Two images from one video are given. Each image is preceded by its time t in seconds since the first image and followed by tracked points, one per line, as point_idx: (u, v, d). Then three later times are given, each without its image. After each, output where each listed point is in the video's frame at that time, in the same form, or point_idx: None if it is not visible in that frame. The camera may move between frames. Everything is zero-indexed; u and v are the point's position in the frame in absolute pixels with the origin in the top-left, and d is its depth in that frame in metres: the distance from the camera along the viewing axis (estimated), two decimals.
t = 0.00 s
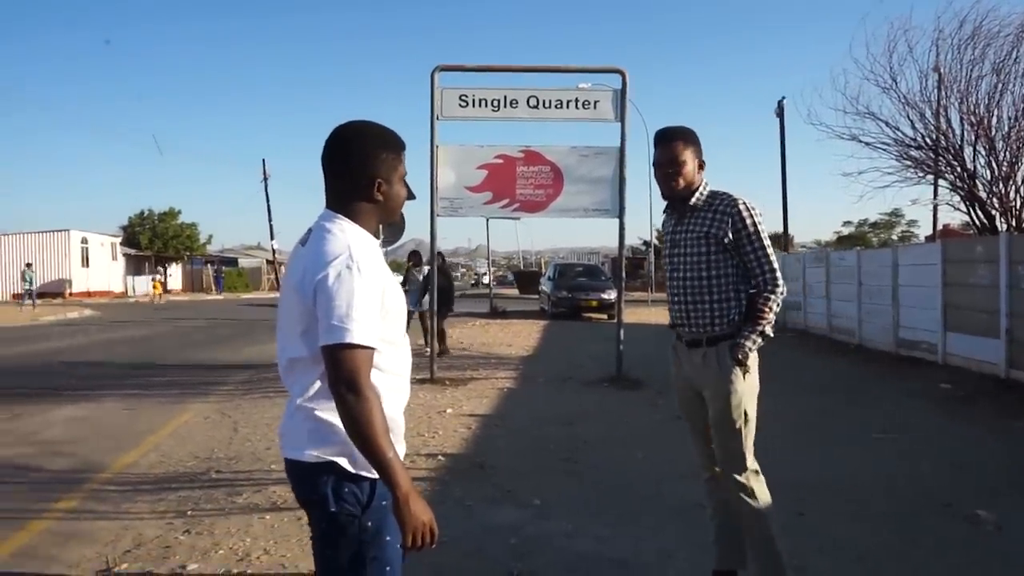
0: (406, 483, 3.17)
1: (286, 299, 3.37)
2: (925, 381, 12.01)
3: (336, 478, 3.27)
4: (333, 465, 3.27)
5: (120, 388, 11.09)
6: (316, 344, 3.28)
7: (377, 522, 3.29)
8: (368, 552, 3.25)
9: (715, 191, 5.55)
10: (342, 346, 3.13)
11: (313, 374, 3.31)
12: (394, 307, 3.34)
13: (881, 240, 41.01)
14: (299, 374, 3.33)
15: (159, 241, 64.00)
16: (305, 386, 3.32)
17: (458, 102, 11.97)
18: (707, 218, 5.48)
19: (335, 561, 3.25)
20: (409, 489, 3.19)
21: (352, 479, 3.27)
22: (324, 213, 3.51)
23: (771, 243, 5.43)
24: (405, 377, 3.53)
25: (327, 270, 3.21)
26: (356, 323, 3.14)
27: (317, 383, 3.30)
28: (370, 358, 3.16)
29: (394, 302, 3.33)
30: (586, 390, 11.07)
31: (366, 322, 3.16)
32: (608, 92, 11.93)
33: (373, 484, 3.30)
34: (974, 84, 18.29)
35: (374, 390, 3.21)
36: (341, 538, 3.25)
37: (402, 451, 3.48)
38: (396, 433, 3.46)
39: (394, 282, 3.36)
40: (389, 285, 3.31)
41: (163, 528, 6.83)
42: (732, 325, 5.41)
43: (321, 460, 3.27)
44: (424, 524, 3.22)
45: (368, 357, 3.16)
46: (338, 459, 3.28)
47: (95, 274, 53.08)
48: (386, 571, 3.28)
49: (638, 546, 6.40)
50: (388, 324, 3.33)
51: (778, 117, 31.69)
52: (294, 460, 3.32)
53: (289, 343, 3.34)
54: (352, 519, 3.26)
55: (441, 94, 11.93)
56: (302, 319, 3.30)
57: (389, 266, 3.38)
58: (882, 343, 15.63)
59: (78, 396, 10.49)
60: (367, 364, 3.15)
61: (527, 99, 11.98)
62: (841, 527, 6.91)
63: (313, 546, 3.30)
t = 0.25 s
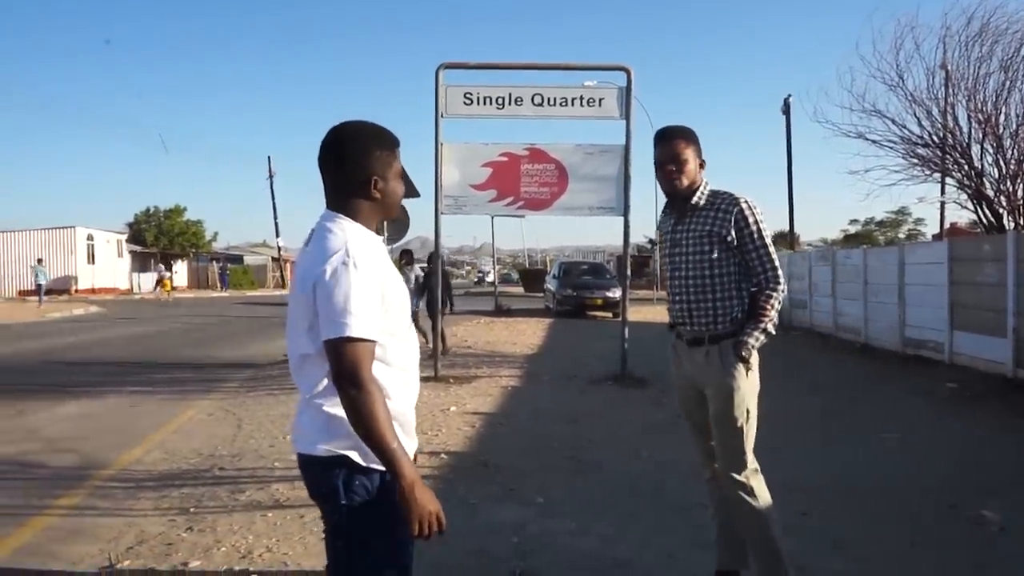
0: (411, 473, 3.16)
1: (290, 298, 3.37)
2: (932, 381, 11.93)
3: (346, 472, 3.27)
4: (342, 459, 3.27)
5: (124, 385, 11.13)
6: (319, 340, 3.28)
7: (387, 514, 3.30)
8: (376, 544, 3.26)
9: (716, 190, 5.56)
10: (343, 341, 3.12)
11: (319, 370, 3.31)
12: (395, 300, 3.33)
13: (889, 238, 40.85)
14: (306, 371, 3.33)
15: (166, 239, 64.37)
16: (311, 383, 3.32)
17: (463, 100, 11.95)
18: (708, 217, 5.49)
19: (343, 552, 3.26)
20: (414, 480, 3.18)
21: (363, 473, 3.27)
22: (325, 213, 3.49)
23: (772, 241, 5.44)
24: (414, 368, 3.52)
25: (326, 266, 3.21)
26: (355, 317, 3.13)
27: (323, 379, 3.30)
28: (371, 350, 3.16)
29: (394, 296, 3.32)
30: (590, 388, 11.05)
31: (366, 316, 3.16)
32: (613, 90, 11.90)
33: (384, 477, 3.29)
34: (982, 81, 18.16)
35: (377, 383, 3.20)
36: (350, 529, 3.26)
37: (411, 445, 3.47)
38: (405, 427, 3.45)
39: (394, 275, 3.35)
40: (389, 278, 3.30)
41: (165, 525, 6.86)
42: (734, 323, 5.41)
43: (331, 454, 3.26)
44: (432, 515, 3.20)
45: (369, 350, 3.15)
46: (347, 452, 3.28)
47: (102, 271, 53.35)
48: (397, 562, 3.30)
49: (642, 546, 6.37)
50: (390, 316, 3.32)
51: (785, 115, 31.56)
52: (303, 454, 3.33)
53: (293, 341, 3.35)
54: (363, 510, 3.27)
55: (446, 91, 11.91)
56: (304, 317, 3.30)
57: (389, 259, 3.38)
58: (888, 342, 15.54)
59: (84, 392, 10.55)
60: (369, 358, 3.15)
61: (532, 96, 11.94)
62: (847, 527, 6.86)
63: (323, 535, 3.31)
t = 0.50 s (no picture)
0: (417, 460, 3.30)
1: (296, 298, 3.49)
2: (939, 381, 11.85)
3: (348, 465, 3.41)
4: (344, 454, 3.40)
5: (128, 384, 11.17)
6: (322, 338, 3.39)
7: (389, 508, 3.44)
8: (379, 538, 3.43)
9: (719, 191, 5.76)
10: (348, 338, 3.25)
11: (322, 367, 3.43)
12: (395, 299, 3.43)
13: (897, 238, 40.61)
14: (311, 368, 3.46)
15: (174, 239, 65.06)
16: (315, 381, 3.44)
17: (467, 99, 11.95)
18: (713, 217, 5.68)
19: (348, 542, 3.45)
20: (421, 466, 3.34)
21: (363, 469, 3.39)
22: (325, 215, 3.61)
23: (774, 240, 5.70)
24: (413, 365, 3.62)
25: (328, 267, 3.32)
26: (357, 316, 3.25)
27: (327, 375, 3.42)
28: (375, 347, 3.26)
29: (395, 293, 3.43)
30: (594, 388, 11.04)
31: (367, 315, 3.27)
32: (617, 89, 11.89)
33: (385, 472, 3.41)
34: (988, 80, 18.01)
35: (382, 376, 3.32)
36: (356, 521, 3.43)
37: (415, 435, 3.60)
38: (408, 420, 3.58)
39: (394, 275, 3.45)
40: (390, 277, 3.41)
41: (167, 524, 6.89)
42: (744, 320, 5.61)
43: (331, 451, 3.39)
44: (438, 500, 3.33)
45: (374, 346, 3.27)
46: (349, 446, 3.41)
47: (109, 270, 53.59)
48: (399, 551, 3.44)
49: (645, 547, 6.36)
50: (391, 315, 3.43)
51: (791, 114, 31.34)
52: (309, 446, 3.48)
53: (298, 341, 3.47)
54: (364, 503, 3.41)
55: (449, 91, 11.91)
56: (309, 317, 3.42)
57: (390, 259, 3.49)
58: (894, 342, 15.44)
59: (89, 391, 10.60)
60: (374, 352, 3.26)
61: (536, 96, 11.91)
62: (851, 528, 6.83)
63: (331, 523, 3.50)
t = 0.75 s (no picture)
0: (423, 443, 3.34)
1: (288, 299, 3.53)
2: (959, 385, 11.46)
3: (332, 469, 3.37)
4: (327, 463, 3.37)
5: (121, 390, 10.87)
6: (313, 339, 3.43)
7: (380, 509, 3.39)
8: (378, 540, 3.37)
9: (728, 188, 5.50)
10: (339, 337, 3.28)
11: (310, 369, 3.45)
12: (386, 300, 3.47)
13: (915, 237, 39.97)
14: (299, 370, 3.48)
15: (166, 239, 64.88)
16: (302, 382, 3.46)
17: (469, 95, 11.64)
18: (725, 215, 5.42)
19: (347, 552, 3.37)
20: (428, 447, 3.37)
21: (347, 473, 3.37)
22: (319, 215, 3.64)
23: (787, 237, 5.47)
24: (401, 370, 3.63)
25: (320, 267, 3.36)
26: (349, 316, 3.29)
27: (315, 378, 3.43)
28: (368, 346, 3.30)
29: (385, 294, 3.47)
30: (601, 393, 10.71)
31: (359, 315, 3.31)
32: (623, 83, 11.60)
33: (368, 473, 3.37)
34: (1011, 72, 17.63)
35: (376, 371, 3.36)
36: (349, 528, 3.37)
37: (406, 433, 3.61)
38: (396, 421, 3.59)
39: (386, 277, 3.49)
40: (382, 278, 3.45)
41: (156, 536, 6.57)
42: (761, 321, 5.35)
43: (314, 457, 3.37)
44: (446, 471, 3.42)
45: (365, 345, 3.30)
46: (329, 456, 3.38)
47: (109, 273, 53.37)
48: (399, 552, 3.39)
49: (650, 559, 6.01)
50: (382, 316, 3.46)
51: (807, 110, 30.86)
52: (295, 458, 3.47)
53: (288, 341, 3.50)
54: (353, 508, 3.36)
55: (451, 86, 11.61)
56: (299, 317, 3.46)
57: (382, 260, 3.52)
58: (914, 344, 15.06)
59: (81, 398, 10.29)
60: (365, 350, 3.30)
61: (541, 91, 11.59)
62: (867, 539, 6.47)
63: (325, 536, 3.42)
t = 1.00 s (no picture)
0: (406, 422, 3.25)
1: (276, 295, 3.35)
2: (975, 390, 11.14)
3: (308, 475, 3.19)
4: (303, 466, 3.19)
5: (116, 396, 10.64)
6: (298, 336, 3.26)
7: (356, 518, 3.21)
8: (350, 550, 3.20)
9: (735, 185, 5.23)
10: (330, 334, 3.12)
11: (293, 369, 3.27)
12: (378, 299, 3.30)
13: (928, 238, 39.54)
14: (281, 367, 3.30)
15: (162, 241, 64.72)
16: (284, 380, 3.29)
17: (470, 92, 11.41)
18: (732, 212, 5.18)
19: (318, 559, 3.20)
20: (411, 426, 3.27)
21: (324, 479, 3.18)
22: (311, 215, 3.42)
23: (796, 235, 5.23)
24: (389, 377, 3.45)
25: (311, 262, 3.19)
26: (339, 313, 3.13)
27: (298, 377, 3.25)
28: (356, 342, 3.16)
29: (378, 294, 3.30)
30: (606, 399, 10.45)
31: (349, 313, 3.15)
32: (628, 80, 11.35)
33: (346, 480, 3.19)
34: None
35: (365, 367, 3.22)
36: (323, 535, 3.19)
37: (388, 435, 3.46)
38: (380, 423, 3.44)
39: (378, 276, 3.33)
40: (374, 275, 3.30)
41: (147, 545, 6.32)
42: (772, 324, 5.12)
43: (290, 461, 3.20)
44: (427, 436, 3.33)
45: (355, 342, 3.15)
46: (306, 458, 3.20)
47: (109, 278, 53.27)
48: (372, 565, 3.24)
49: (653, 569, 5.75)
50: (373, 316, 3.29)
51: (818, 108, 30.54)
52: (270, 458, 3.28)
53: (272, 337, 3.33)
54: (327, 516, 3.19)
55: (452, 84, 11.39)
56: (286, 313, 3.29)
57: (374, 259, 3.35)
58: (930, 348, 14.76)
59: (75, 404, 10.09)
60: (355, 348, 3.15)
61: (544, 88, 11.36)
62: (877, 548, 6.20)
63: (297, 541, 3.25)
